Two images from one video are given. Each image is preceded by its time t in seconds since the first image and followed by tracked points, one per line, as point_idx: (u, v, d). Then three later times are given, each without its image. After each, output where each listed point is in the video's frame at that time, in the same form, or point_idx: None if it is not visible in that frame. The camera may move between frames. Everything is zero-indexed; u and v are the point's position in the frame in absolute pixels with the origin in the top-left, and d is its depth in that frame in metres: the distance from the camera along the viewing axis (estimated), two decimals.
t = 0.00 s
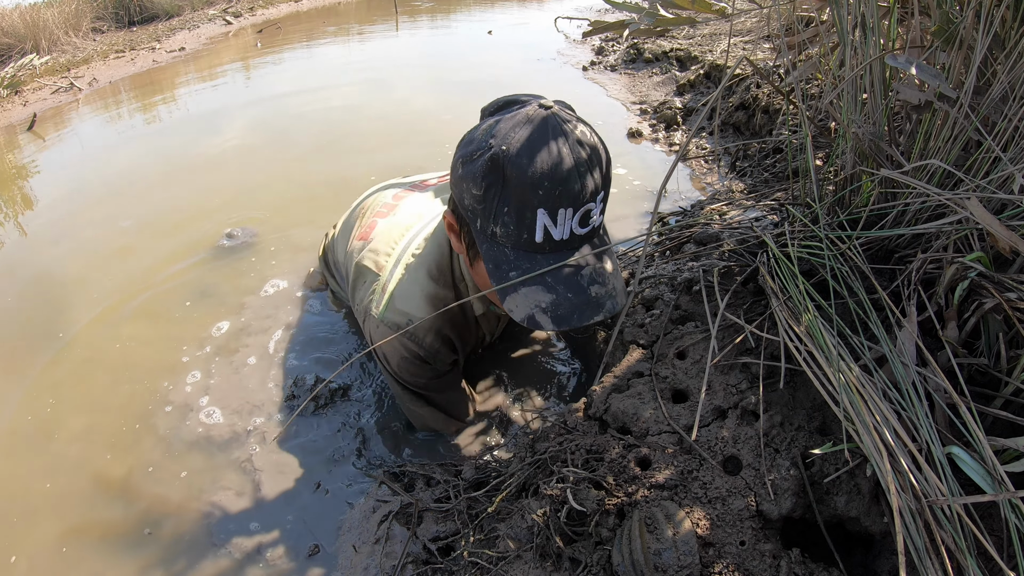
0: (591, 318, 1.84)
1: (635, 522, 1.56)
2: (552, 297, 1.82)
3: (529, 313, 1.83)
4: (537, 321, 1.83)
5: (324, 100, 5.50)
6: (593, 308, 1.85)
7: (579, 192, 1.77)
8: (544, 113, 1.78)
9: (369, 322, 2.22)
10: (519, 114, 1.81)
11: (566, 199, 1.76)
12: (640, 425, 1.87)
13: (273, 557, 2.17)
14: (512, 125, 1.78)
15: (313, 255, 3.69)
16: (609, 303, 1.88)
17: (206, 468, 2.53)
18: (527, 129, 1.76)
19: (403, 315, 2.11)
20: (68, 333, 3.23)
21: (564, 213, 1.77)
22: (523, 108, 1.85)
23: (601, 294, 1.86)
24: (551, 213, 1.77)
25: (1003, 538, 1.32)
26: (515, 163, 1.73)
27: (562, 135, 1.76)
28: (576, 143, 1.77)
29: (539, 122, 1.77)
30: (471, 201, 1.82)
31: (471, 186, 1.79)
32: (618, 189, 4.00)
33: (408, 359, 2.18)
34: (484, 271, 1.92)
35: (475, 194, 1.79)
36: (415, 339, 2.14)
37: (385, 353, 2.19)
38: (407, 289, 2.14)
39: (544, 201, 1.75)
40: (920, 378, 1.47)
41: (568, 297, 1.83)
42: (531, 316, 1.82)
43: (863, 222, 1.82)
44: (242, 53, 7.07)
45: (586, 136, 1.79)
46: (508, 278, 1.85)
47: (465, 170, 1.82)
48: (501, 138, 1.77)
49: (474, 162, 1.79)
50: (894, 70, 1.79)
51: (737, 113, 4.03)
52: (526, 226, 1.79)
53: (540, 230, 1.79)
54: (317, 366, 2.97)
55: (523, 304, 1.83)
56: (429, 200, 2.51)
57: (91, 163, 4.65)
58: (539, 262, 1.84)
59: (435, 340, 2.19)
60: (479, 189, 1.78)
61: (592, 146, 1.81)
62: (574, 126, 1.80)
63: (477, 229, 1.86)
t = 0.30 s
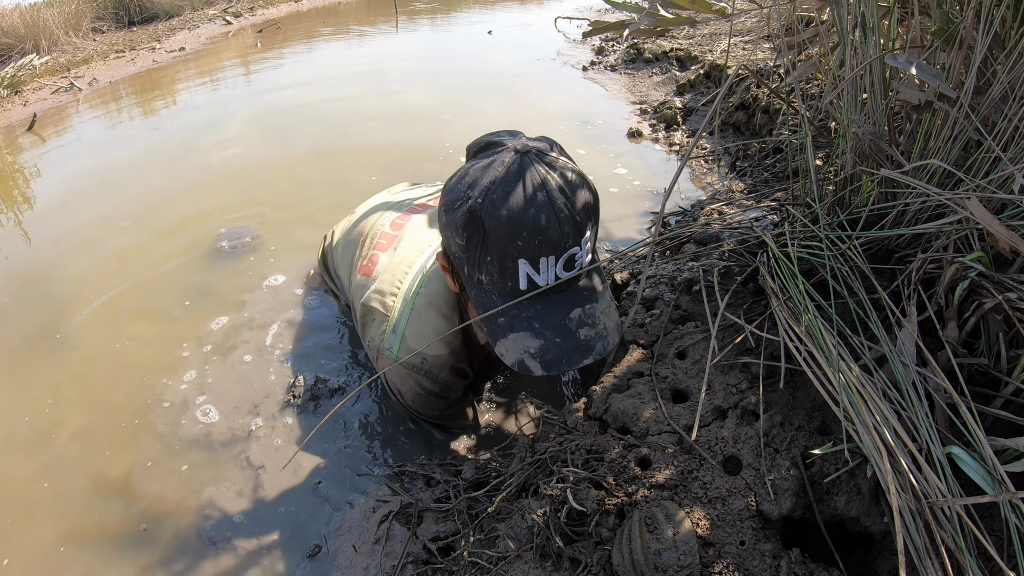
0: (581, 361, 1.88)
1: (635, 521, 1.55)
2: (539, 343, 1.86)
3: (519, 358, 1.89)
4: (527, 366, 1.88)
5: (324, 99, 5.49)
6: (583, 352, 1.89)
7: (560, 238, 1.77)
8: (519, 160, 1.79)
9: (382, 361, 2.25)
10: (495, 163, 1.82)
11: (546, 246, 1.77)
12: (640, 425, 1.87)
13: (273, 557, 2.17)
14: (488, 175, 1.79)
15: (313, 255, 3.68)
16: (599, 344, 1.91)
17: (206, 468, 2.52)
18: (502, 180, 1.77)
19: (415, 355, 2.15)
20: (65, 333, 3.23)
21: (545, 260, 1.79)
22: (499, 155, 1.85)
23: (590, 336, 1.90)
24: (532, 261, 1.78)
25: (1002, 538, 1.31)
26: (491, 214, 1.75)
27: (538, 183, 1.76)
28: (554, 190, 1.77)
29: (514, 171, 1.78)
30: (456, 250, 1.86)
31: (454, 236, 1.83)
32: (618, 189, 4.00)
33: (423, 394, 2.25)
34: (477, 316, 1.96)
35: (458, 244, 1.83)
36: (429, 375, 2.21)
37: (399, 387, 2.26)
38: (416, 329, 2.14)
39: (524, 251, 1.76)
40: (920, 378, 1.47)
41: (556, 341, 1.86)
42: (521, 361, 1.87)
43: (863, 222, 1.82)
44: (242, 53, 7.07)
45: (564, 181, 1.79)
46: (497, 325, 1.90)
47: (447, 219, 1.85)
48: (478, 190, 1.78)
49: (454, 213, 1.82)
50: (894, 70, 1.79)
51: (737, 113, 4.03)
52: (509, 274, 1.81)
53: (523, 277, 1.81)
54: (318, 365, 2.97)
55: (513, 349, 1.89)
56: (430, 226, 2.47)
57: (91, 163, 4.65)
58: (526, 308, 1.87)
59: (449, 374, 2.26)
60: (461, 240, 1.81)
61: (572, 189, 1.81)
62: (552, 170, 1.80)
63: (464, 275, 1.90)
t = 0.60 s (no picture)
0: (572, 365, 1.90)
1: (635, 521, 1.55)
2: (531, 347, 1.88)
3: (511, 363, 1.90)
4: (518, 370, 1.90)
5: (324, 99, 5.49)
6: (574, 356, 1.91)
7: (548, 244, 1.77)
8: (506, 166, 1.78)
9: (381, 364, 2.26)
10: (483, 168, 1.81)
11: (534, 253, 1.76)
12: (640, 425, 1.87)
13: (273, 557, 2.17)
14: (475, 182, 1.79)
15: (313, 255, 3.68)
16: (590, 348, 1.93)
17: (205, 468, 2.52)
18: (488, 186, 1.76)
19: (414, 359, 2.16)
20: (64, 332, 3.23)
21: (534, 266, 1.79)
22: (488, 160, 1.84)
23: (582, 340, 1.91)
24: (520, 267, 1.78)
25: (1003, 538, 1.31)
26: (478, 221, 1.75)
27: (525, 190, 1.75)
28: (541, 196, 1.76)
29: (501, 177, 1.77)
30: (447, 255, 1.86)
31: (443, 242, 1.83)
32: (618, 189, 3.99)
33: (423, 397, 2.25)
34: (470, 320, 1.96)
35: (449, 250, 1.83)
36: (430, 377, 2.22)
37: (398, 390, 2.26)
38: (414, 333, 2.15)
39: (512, 257, 1.76)
40: (920, 378, 1.47)
41: (547, 346, 1.88)
42: (513, 366, 1.89)
43: (863, 222, 1.82)
44: (242, 53, 7.07)
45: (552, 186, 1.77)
46: (489, 329, 1.91)
47: (437, 225, 1.85)
48: (465, 196, 1.78)
49: (442, 219, 1.82)
50: (894, 70, 1.78)
51: (737, 113, 4.03)
52: (498, 280, 1.81)
53: (512, 283, 1.81)
54: (317, 365, 2.96)
55: (505, 354, 1.90)
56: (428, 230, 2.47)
57: (91, 162, 4.65)
58: (516, 313, 1.88)
59: (448, 376, 2.26)
60: (450, 246, 1.82)
61: (560, 194, 1.80)
62: (540, 176, 1.79)
63: (456, 280, 1.91)
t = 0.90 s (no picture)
0: (568, 363, 1.90)
1: (635, 522, 1.55)
2: (526, 344, 1.88)
3: (506, 360, 1.90)
4: (513, 367, 1.90)
5: (324, 99, 5.49)
6: (570, 354, 1.90)
7: (545, 241, 1.77)
8: (504, 162, 1.78)
9: (373, 353, 2.26)
10: (480, 163, 1.80)
11: (531, 249, 1.76)
12: (640, 425, 1.87)
13: (272, 557, 2.17)
14: (473, 176, 1.78)
15: (313, 255, 3.68)
16: (586, 347, 1.93)
17: (205, 468, 2.52)
18: (486, 181, 1.75)
19: (403, 349, 2.14)
20: (62, 332, 3.23)
21: (530, 263, 1.79)
22: (486, 155, 1.83)
23: (578, 338, 1.92)
24: (517, 263, 1.78)
25: (1003, 538, 1.31)
26: (475, 217, 1.74)
27: (523, 186, 1.74)
28: (539, 192, 1.75)
29: (499, 172, 1.76)
30: (444, 250, 1.86)
31: (440, 237, 1.83)
32: (619, 189, 3.99)
33: (411, 388, 2.24)
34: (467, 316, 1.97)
35: (446, 245, 1.83)
36: (418, 370, 2.19)
37: (388, 378, 2.25)
38: (405, 323, 2.13)
39: (508, 253, 1.76)
40: (920, 378, 1.47)
41: (542, 343, 1.88)
42: (507, 362, 1.89)
43: (863, 222, 1.82)
44: (242, 53, 7.07)
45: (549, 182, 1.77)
46: (485, 326, 1.91)
47: (435, 219, 1.85)
48: (462, 191, 1.77)
49: (440, 214, 1.82)
50: (894, 70, 1.78)
51: (737, 113, 4.03)
52: (494, 276, 1.82)
53: (509, 280, 1.81)
54: (318, 365, 2.97)
55: (500, 350, 1.90)
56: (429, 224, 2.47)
57: (90, 162, 4.65)
58: (512, 309, 1.88)
59: (437, 369, 2.24)
60: (448, 241, 1.82)
61: (558, 190, 1.79)
62: (538, 172, 1.78)
63: (453, 275, 1.91)
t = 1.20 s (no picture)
0: (565, 374, 1.91)
1: (635, 521, 1.55)
2: (523, 354, 1.89)
3: (503, 369, 1.92)
4: (510, 376, 1.92)
5: (324, 99, 5.49)
6: (567, 365, 1.91)
7: (542, 252, 1.76)
8: (502, 172, 1.77)
9: (377, 361, 2.26)
10: (479, 172, 1.80)
11: (528, 261, 1.76)
12: (640, 425, 1.87)
13: (272, 557, 2.17)
14: (471, 186, 1.77)
15: (313, 255, 3.68)
16: (583, 357, 1.94)
17: (204, 468, 2.52)
18: (484, 191, 1.75)
19: (407, 354, 2.14)
20: (61, 333, 3.23)
21: (527, 274, 1.78)
22: (485, 164, 1.83)
23: (575, 349, 1.92)
24: (514, 275, 1.78)
25: (1003, 538, 1.31)
26: (471, 228, 1.74)
27: (521, 197, 1.74)
28: (537, 203, 1.75)
29: (496, 182, 1.75)
30: (442, 259, 1.86)
31: (438, 246, 1.83)
32: (619, 189, 3.99)
33: (418, 395, 2.25)
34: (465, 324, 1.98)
35: (443, 255, 1.83)
36: (424, 377, 2.20)
37: (394, 388, 2.26)
38: (409, 330, 2.13)
39: (506, 264, 1.76)
40: (920, 378, 1.47)
41: (539, 354, 1.89)
42: (504, 371, 1.91)
43: (863, 222, 1.82)
44: (242, 53, 7.07)
45: (548, 193, 1.76)
46: (482, 334, 1.92)
47: (433, 228, 1.85)
48: (460, 200, 1.77)
49: (438, 223, 1.81)
50: (894, 70, 1.78)
51: (737, 113, 4.03)
52: (491, 286, 1.81)
53: (506, 290, 1.81)
54: (318, 365, 2.96)
55: (497, 359, 1.92)
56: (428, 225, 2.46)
57: (90, 162, 4.65)
58: (509, 319, 1.89)
59: (442, 373, 2.25)
60: (445, 250, 1.82)
61: (556, 201, 1.78)
62: (536, 182, 1.77)
63: (451, 284, 1.91)
